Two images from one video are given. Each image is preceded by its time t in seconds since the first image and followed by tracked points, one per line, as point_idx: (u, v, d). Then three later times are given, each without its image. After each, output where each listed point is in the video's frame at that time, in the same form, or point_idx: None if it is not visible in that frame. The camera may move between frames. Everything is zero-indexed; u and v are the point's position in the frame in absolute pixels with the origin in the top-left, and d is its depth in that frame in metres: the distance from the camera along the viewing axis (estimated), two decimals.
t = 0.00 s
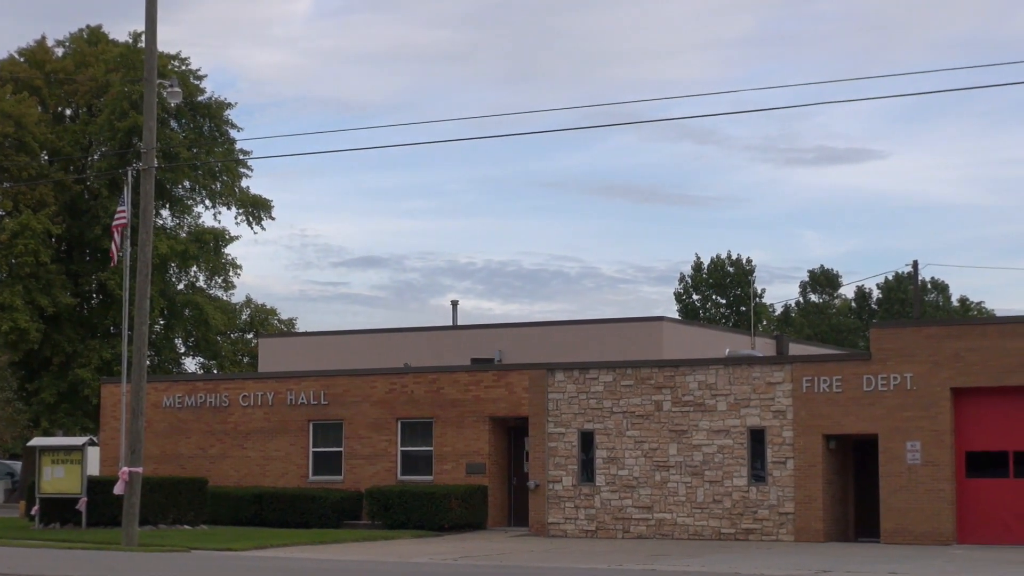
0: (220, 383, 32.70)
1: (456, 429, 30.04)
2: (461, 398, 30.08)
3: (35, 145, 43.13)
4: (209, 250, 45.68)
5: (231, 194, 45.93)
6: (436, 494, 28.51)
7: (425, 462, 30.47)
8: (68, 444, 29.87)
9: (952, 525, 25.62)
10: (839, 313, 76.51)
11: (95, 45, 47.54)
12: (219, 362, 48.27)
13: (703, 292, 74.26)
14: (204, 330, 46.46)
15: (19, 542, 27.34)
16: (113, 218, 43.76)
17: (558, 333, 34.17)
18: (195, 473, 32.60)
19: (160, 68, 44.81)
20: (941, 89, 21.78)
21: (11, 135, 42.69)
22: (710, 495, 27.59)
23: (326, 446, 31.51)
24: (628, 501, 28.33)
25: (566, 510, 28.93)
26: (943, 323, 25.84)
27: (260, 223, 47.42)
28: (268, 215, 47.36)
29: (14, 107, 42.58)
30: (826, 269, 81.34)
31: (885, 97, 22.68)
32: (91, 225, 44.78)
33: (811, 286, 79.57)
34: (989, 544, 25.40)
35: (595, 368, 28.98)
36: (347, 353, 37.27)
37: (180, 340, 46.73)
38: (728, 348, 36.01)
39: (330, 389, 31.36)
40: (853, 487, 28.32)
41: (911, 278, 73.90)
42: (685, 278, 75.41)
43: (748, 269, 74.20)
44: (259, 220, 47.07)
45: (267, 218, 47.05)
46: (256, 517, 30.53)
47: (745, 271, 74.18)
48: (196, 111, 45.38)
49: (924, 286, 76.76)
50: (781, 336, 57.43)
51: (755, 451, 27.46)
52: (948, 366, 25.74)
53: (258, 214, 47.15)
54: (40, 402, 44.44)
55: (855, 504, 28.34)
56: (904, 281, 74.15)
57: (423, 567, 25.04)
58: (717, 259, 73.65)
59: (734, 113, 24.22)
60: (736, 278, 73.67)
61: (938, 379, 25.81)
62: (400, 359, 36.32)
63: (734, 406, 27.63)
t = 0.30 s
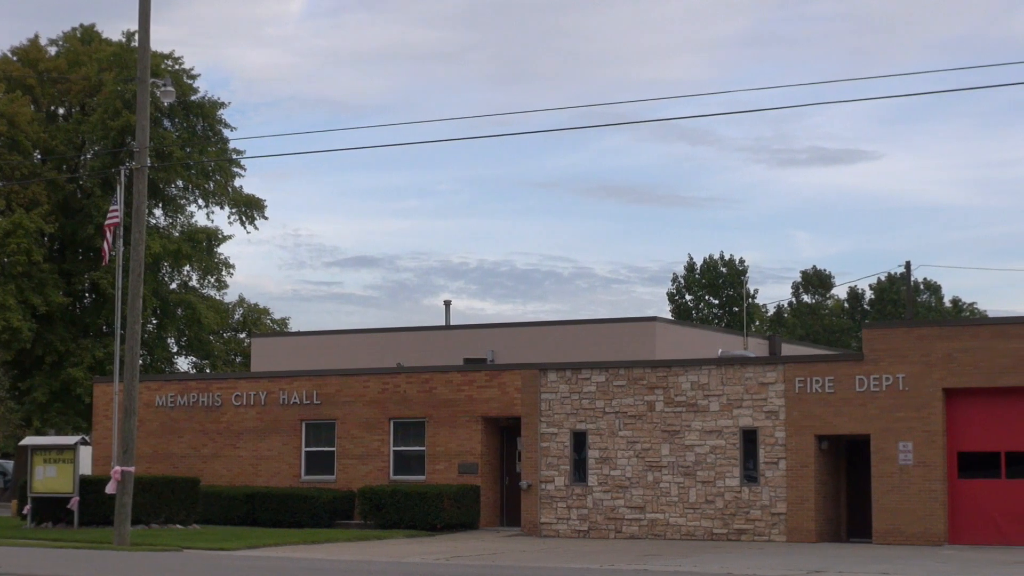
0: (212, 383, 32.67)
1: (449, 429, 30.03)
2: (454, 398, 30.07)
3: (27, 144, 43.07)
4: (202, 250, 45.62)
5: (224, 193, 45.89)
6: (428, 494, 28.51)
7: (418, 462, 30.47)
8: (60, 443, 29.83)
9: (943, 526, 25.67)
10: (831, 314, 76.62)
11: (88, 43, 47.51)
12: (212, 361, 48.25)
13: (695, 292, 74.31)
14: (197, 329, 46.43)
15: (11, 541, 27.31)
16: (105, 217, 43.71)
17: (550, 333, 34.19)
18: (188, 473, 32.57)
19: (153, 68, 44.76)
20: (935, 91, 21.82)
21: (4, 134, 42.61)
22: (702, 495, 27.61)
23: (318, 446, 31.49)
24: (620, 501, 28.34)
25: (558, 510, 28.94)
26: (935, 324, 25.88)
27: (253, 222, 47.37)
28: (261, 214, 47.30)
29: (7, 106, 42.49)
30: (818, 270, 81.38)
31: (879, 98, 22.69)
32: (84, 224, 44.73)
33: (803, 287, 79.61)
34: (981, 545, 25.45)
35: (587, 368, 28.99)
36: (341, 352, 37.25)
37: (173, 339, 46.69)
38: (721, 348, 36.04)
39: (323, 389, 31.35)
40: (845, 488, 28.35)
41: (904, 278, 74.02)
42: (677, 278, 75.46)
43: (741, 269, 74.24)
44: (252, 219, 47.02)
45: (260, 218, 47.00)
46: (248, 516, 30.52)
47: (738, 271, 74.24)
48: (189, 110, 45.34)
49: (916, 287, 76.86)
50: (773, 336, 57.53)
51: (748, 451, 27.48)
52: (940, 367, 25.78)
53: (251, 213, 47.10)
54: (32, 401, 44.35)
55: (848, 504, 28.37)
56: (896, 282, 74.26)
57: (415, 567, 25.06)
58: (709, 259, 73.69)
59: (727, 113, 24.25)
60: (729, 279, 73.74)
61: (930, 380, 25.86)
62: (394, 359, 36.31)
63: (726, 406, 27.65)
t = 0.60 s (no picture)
0: (198, 382, 32.60)
1: (435, 428, 30.01)
2: (440, 397, 30.05)
3: (13, 143, 42.92)
4: (188, 249, 45.50)
5: (210, 192, 45.79)
6: (414, 493, 28.49)
7: (403, 461, 30.43)
8: (44, 443, 29.72)
9: (929, 525, 25.74)
10: (817, 313, 76.76)
11: (74, 42, 47.37)
12: (197, 360, 48.19)
13: (681, 292, 74.36)
14: (183, 329, 46.34)
15: None
16: (91, 216, 43.59)
17: (536, 332, 34.19)
18: (173, 472, 32.49)
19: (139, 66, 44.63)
20: (920, 91, 21.89)
21: None
22: (688, 495, 27.63)
23: (304, 445, 31.45)
24: (605, 500, 28.36)
25: (544, 510, 28.93)
26: (920, 324, 25.95)
27: (239, 222, 47.27)
28: (247, 213, 47.20)
29: None
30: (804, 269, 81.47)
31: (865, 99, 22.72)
32: (69, 223, 44.60)
33: (788, 286, 79.68)
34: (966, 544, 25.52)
35: (573, 368, 29.00)
36: (327, 352, 37.20)
37: (158, 338, 46.61)
38: (707, 348, 36.06)
39: (308, 388, 31.31)
40: (831, 488, 28.40)
41: (889, 278, 74.19)
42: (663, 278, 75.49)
43: (727, 269, 74.31)
44: (238, 219, 46.91)
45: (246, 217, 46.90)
46: (234, 516, 30.47)
47: (724, 271, 74.31)
48: (175, 109, 45.23)
49: (902, 286, 77.04)
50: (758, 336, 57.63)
51: (733, 450, 27.51)
52: (925, 366, 25.86)
53: (237, 213, 47.00)
54: (17, 400, 44.18)
55: (833, 504, 28.41)
56: (882, 281, 74.42)
57: (401, 566, 25.05)
58: (695, 258, 73.75)
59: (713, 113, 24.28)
60: (715, 278, 73.79)
61: (916, 380, 25.93)
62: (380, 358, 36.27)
63: (712, 405, 27.68)
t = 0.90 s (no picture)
0: (180, 381, 32.55)
1: (417, 426, 30.02)
2: (422, 396, 30.06)
3: None
4: (170, 248, 45.38)
5: (192, 192, 45.71)
6: (396, 492, 28.49)
7: (386, 460, 30.43)
8: (26, 442, 29.63)
9: (910, 523, 25.84)
10: (799, 312, 76.94)
11: (55, 41, 47.24)
12: (180, 360, 48.20)
13: (663, 291, 74.50)
14: (165, 328, 46.26)
15: None
16: (73, 215, 43.48)
17: (518, 331, 34.23)
18: (155, 471, 32.44)
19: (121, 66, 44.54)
20: (900, 90, 21.99)
21: None
22: (670, 493, 27.69)
23: (286, 444, 31.43)
24: (588, 499, 28.40)
25: (527, 508, 28.96)
26: (901, 322, 26.07)
27: (221, 221, 47.18)
28: (229, 212, 47.12)
29: None
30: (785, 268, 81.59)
31: (846, 98, 22.82)
32: (51, 223, 44.49)
33: (770, 285, 79.80)
34: (947, 542, 25.63)
35: (555, 367, 29.03)
36: (309, 351, 37.19)
37: (140, 338, 46.57)
38: (688, 347, 36.14)
39: (290, 387, 31.29)
40: (812, 486, 28.48)
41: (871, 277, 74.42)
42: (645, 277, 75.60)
43: (709, 267, 74.47)
44: (220, 218, 46.83)
45: (228, 217, 46.83)
46: (216, 515, 30.45)
47: (705, 269, 74.46)
48: (156, 109, 45.16)
49: (883, 285, 77.29)
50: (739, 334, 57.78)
51: (715, 448, 27.57)
52: (906, 364, 25.98)
53: (219, 212, 46.91)
54: None
55: (814, 502, 28.49)
56: (863, 280, 74.65)
57: (384, 564, 25.06)
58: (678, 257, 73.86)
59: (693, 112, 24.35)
60: (696, 277, 73.94)
61: (897, 378, 26.04)
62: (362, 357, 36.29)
63: (694, 404, 27.74)
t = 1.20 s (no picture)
0: (163, 380, 32.50)
1: (400, 425, 30.01)
2: (405, 395, 30.05)
3: None
4: (152, 247, 45.24)
5: (175, 190, 45.62)
6: (380, 491, 28.47)
7: (369, 459, 30.43)
8: (8, 442, 29.52)
9: (892, 520, 25.93)
10: (781, 310, 77.04)
11: (37, 40, 47.09)
12: (162, 359, 48.21)
13: (646, 289, 74.61)
14: (147, 327, 46.17)
15: None
16: (55, 214, 43.35)
17: (500, 329, 34.26)
18: (137, 471, 32.38)
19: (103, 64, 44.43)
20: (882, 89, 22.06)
21: None
22: (653, 491, 27.74)
23: (269, 443, 31.40)
24: (571, 497, 28.43)
25: (510, 507, 28.97)
26: (883, 320, 26.16)
27: (204, 220, 47.07)
28: (212, 211, 47.01)
29: None
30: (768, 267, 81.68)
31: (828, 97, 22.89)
32: (33, 222, 44.34)
33: (752, 283, 79.89)
34: (929, 540, 25.72)
35: (538, 365, 29.05)
36: (291, 350, 37.19)
37: (122, 337, 46.53)
38: (670, 345, 36.21)
39: (273, 386, 31.26)
40: (795, 484, 28.56)
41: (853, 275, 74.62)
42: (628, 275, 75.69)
43: (692, 266, 74.63)
44: (203, 217, 46.73)
45: (211, 215, 46.73)
46: (199, 514, 30.42)
47: (688, 268, 74.60)
48: (139, 107, 45.07)
49: (865, 283, 77.51)
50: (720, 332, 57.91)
51: (698, 447, 27.62)
52: (888, 362, 26.07)
53: (201, 211, 46.81)
54: None
55: (797, 500, 28.56)
56: (845, 278, 74.84)
57: (368, 563, 25.04)
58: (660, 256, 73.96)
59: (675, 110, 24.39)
60: (679, 275, 74.08)
61: (879, 376, 26.13)
62: (345, 356, 36.29)
63: (677, 402, 27.78)
